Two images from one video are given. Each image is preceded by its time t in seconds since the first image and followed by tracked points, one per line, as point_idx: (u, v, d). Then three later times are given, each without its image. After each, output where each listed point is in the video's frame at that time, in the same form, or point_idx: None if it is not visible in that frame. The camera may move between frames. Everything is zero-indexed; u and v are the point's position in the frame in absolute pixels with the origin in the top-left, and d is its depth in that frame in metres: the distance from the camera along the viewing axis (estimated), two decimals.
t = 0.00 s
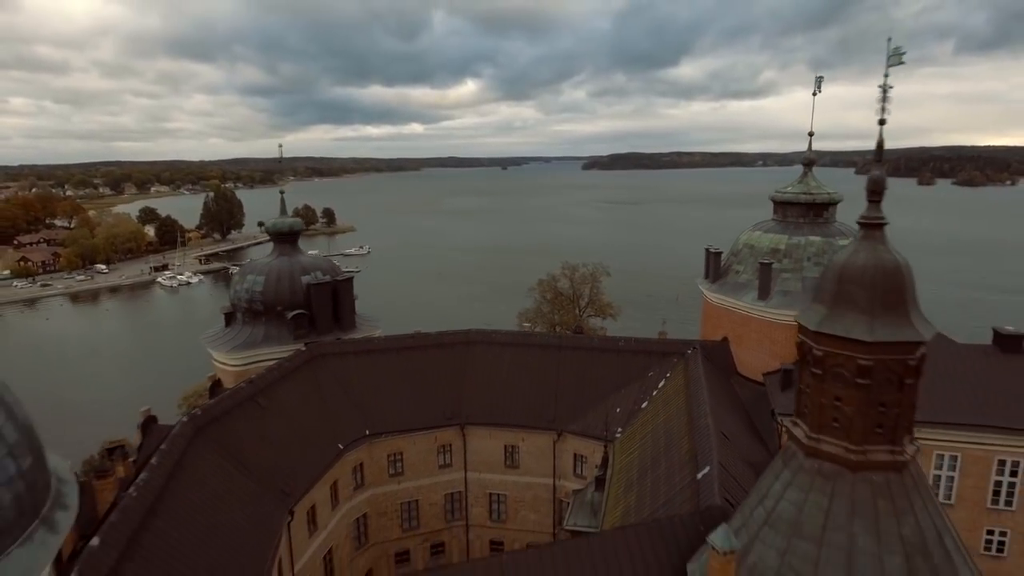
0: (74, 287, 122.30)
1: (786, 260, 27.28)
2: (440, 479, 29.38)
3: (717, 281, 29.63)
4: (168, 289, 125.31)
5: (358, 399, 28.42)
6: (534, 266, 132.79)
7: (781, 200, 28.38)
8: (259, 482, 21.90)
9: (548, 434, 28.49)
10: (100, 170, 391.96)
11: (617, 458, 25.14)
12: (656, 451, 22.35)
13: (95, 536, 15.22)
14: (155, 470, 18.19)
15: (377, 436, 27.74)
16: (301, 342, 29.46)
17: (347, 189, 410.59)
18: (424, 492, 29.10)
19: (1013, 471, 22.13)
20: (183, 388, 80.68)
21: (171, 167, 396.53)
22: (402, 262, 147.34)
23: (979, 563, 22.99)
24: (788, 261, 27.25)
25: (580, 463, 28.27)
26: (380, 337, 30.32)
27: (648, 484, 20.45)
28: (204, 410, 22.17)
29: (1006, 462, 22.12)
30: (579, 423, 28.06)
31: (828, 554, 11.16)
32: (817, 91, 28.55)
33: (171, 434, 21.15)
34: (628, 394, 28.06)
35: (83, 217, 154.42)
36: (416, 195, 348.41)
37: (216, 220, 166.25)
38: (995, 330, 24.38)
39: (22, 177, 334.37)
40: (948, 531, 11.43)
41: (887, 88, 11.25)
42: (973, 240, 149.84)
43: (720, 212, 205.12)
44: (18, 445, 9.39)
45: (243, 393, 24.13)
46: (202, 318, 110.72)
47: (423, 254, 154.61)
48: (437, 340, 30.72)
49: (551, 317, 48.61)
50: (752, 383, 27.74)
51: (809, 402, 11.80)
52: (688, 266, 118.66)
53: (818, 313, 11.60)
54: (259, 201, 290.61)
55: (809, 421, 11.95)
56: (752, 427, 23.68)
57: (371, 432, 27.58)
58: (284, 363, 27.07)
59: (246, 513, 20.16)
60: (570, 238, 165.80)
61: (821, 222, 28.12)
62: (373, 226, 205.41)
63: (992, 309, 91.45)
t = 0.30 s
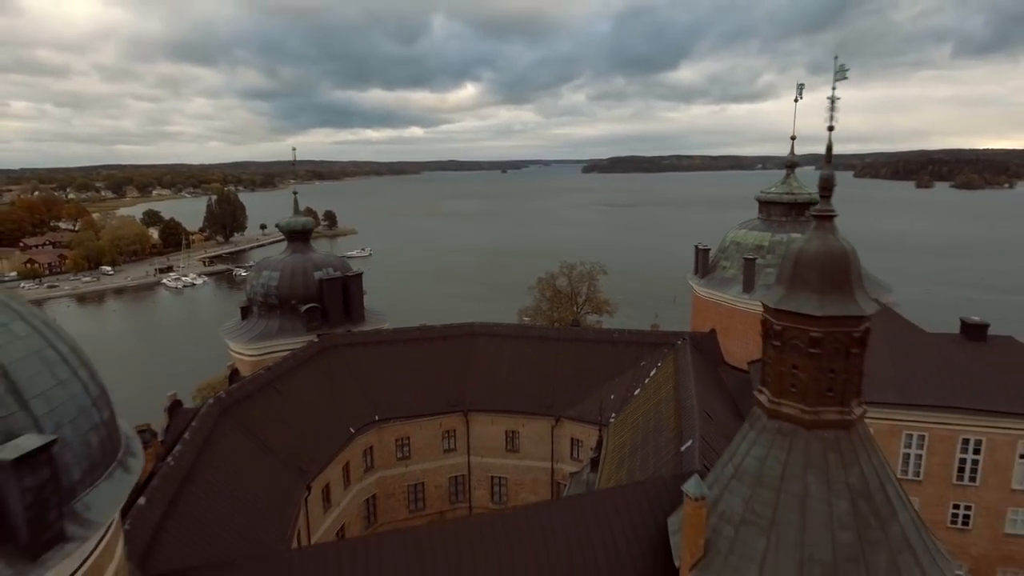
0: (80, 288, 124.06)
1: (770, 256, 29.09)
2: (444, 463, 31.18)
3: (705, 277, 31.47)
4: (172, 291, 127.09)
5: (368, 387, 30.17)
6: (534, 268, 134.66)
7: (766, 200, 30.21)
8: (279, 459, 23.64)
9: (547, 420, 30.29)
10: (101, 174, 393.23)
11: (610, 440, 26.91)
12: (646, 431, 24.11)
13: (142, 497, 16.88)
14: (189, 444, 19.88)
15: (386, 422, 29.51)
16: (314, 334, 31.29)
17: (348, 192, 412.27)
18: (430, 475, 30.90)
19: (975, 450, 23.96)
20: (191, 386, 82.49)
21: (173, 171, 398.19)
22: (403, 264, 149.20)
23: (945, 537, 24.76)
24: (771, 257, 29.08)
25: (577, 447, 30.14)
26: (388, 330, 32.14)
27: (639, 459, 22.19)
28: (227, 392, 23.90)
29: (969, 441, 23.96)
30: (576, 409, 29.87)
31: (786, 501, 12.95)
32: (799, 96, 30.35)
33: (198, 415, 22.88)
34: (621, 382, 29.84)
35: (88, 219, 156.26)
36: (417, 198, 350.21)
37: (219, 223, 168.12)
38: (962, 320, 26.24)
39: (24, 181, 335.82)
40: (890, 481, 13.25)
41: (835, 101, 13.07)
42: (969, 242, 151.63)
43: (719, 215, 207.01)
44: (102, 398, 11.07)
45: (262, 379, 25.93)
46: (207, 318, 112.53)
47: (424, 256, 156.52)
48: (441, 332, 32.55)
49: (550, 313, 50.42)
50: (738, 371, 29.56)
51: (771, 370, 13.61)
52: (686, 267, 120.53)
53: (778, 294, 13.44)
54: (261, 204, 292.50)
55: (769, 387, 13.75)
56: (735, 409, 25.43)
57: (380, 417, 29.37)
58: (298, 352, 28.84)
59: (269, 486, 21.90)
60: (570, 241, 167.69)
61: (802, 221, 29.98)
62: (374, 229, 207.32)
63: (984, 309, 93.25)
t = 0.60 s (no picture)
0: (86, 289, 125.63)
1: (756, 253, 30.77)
2: (447, 450, 32.79)
3: (696, 274, 33.13)
4: (177, 292, 128.76)
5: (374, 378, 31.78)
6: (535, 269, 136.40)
7: (753, 201, 31.86)
8: (293, 443, 25.21)
9: (545, 409, 31.91)
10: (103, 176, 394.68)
11: (605, 426, 28.45)
12: (637, 417, 25.65)
13: (173, 469, 18.44)
14: (212, 424, 21.45)
15: (392, 411, 31.10)
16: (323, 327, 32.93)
17: (349, 195, 413.92)
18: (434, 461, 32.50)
19: (946, 433, 25.57)
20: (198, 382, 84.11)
21: (175, 173, 400.00)
22: (406, 265, 151.02)
23: (919, 516, 26.32)
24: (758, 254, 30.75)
25: (573, 434, 31.79)
26: (394, 324, 33.86)
27: (630, 442, 23.79)
28: (245, 380, 25.47)
29: (940, 425, 25.56)
30: (573, 399, 31.48)
31: (754, 464, 14.52)
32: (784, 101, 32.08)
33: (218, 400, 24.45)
34: (615, 373, 31.41)
35: (93, 221, 158.01)
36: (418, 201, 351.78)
37: (223, 225, 169.88)
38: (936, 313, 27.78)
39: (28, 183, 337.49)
40: (848, 448, 14.85)
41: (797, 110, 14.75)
42: (965, 244, 153.35)
43: (719, 217, 208.73)
44: (154, 369, 12.61)
45: (276, 368, 27.55)
46: (212, 318, 114.14)
47: (426, 258, 158.22)
48: (444, 327, 34.29)
49: (548, 311, 52.09)
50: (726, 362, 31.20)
51: (742, 350, 15.21)
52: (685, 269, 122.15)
53: (747, 282, 15.10)
54: (263, 206, 294.43)
55: (741, 365, 15.36)
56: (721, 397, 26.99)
57: (387, 407, 30.95)
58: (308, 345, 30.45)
59: (285, 466, 23.44)
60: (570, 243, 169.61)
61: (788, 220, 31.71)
62: (376, 231, 209.24)
63: (976, 309, 95.15)
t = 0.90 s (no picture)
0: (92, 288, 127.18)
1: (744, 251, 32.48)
2: (450, 437, 34.45)
3: (686, 270, 34.78)
4: (182, 291, 130.37)
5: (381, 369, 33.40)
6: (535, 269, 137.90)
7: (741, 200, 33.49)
8: (306, 427, 26.79)
9: (543, 399, 33.52)
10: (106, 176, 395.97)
11: (599, 412, 29.99)
12: (628, 404, 27.21)
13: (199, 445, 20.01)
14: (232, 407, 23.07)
15: (398, 399, 32.70)
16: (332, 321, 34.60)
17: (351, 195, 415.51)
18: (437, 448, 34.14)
19: (920, 419, 27.19)
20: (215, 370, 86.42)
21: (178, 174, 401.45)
22: (408, 265, 152.67)
23: (895, 497, 27.98)
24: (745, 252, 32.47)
25: (570, 422, 33.34)
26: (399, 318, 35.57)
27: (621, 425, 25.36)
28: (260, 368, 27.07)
29: (914, 411, 27.19)
30: (569, 388, 33.05)
31: (728, 435, 16.14)
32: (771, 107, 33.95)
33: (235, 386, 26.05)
34: (609, 364, 32.95)
35: (98, 221, 159.62)
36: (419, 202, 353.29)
37: (226, 226, 171.41)
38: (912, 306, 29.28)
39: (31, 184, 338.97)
40: (813, 421, 16.46)
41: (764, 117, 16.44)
42: (962, 244, 154.81)
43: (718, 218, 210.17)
44: (194, 346, 14.24)
45: (289, 357, 29.19)
46: (217, 317, 115.64)
47: (427, 258, 159.80)
48: (447, 321, 35.99)
49: (546, 308, 53.69)
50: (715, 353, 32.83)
51: (717, 333, 16.86)
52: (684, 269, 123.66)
53: (723, 272, 16.75)
54: (265, 207, 295.89)
55: (717, 346, 17.00)
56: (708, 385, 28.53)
57: (392, 395, 32.54)
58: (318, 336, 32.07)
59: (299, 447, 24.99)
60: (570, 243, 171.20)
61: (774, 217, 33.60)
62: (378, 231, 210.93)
63: (969, 308, 96.78)
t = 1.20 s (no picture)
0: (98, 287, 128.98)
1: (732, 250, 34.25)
2: (452, 426, 36.01)
3: (679, 267, 36.33)
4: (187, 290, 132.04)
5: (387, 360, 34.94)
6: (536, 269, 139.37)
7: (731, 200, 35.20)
8: (316, 413, 28.31)
9: (542, 388, 35.05)
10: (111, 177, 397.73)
11: (594, 401, 31.42)
12: (622, 392, 28.66)
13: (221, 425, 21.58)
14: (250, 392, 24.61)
15: (403, 389, 34.23)
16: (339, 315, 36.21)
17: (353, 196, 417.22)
18: (440, 436, 35.70)
19: (897, 406, 28.70)
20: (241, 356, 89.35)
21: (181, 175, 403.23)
22: (410, 265, 154.08)
23: (874, 481, 29.49)
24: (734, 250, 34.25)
25: (567, 411, 34.78)
26: (404, 312, 37.23)
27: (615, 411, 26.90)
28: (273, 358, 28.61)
29: (891, 398, 28.71)
30: (566, 379, 34.54)
31: (707, 412, 17.71)
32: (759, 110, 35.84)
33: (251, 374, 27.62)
34: (605, 356, 34.32)
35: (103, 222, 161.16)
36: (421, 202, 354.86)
37: (230, 226, 172.81)
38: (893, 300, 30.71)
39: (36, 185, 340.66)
40: (786, 399, 18.02)
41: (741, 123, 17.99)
42: (959, 244, 156.03)
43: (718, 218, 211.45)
44: (224, 329, 15.80)
45: (300, 348, 30.79)
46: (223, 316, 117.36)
47: (430, 258, 161.32)
48: (449, 315, 37.66)
49: (545, 305, 55.10)
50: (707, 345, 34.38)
51: (698, 319, 18.42)
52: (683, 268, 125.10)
53: (703, 264, 18.36)
54: (267, 207, 297.64)
55: (698, 332, 18.58)
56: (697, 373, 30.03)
57: (398, 385, 34.09)
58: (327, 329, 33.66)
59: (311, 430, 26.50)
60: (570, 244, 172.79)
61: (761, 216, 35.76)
62: (381, 231, 212.60)
63: (963, 307, 98.26)
